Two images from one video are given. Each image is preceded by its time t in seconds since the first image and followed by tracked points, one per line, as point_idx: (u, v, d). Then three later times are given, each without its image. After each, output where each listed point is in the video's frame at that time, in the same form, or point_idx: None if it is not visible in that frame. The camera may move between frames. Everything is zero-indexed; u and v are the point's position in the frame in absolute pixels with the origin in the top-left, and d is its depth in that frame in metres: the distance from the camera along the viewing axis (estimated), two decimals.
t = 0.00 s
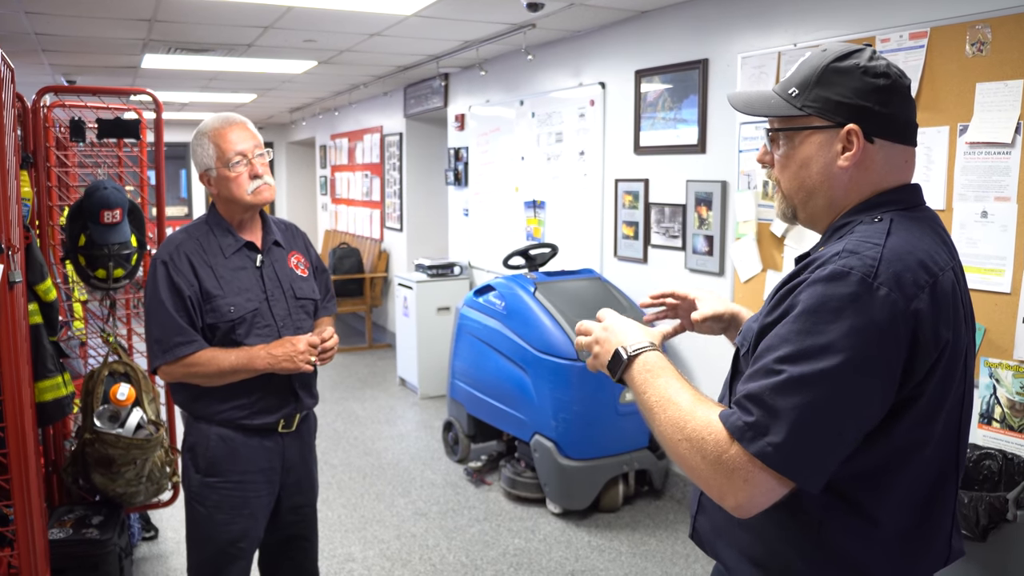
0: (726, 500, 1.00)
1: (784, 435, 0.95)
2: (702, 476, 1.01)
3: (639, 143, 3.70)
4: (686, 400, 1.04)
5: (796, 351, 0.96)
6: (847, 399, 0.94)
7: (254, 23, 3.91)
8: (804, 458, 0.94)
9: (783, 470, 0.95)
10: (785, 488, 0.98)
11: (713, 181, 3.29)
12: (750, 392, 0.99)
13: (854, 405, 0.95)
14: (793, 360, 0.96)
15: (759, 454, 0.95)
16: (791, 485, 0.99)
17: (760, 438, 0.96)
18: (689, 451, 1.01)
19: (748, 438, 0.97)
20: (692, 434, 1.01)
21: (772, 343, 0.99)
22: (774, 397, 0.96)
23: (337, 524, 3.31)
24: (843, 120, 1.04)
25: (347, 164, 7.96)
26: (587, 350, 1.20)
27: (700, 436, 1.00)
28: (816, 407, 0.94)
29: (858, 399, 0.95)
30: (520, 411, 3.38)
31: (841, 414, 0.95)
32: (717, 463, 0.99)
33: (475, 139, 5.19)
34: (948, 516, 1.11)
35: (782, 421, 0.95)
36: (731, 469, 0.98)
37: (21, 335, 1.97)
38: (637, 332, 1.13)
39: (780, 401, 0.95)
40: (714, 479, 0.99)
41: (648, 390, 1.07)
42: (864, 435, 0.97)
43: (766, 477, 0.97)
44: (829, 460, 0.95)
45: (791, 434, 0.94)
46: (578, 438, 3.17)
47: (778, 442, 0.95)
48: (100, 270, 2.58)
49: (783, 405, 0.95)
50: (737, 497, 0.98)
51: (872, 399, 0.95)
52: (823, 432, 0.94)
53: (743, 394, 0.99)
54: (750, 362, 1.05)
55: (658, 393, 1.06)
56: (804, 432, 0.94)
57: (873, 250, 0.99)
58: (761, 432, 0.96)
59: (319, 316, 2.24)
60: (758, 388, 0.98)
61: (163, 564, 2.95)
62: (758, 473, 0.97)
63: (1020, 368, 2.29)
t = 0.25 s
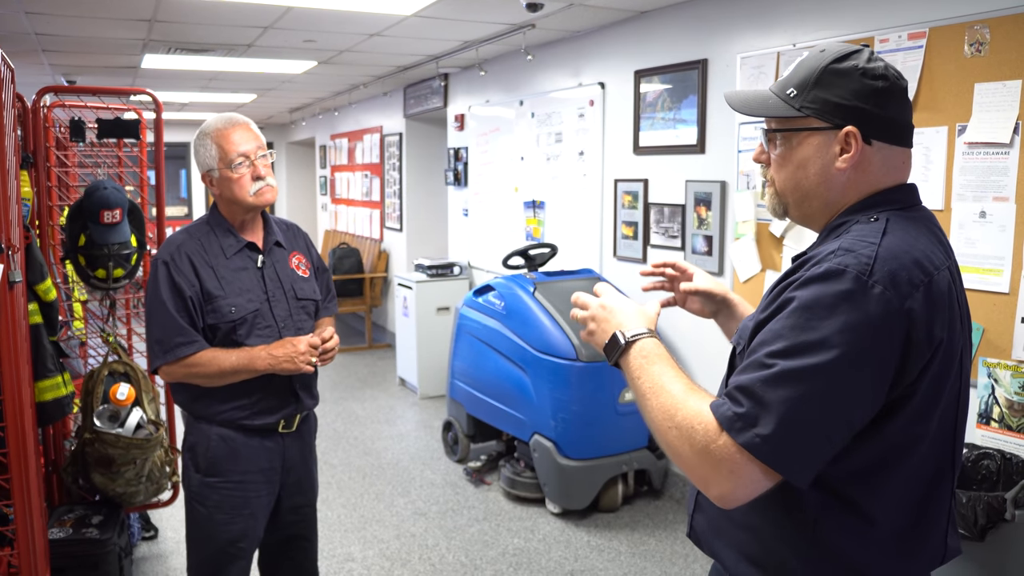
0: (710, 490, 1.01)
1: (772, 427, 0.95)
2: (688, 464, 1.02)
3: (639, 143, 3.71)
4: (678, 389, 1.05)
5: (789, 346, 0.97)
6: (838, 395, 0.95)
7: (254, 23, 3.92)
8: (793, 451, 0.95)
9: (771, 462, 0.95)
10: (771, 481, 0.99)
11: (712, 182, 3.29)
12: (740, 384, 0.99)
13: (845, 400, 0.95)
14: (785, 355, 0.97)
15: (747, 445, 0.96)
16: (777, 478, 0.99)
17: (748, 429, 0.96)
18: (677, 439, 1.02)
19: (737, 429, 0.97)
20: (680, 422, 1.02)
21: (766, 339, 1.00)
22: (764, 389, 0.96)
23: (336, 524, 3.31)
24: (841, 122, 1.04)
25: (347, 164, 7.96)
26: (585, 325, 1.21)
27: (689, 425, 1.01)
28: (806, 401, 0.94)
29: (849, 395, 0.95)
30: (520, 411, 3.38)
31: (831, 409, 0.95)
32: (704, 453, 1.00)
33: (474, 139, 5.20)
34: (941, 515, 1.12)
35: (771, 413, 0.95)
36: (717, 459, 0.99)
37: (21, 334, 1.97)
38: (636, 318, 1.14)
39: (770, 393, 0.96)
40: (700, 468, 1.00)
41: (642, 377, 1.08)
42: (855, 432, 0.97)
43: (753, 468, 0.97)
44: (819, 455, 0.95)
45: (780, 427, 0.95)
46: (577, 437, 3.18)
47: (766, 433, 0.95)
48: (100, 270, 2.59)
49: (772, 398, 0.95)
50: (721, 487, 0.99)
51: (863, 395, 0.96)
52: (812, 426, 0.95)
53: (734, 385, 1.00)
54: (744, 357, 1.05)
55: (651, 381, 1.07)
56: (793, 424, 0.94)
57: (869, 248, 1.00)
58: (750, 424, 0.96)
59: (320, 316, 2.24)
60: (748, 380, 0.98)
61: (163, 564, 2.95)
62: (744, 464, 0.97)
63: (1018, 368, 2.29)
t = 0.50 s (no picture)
0: (686, 474, 1.01)
1: (755, 412, 0.96)
2: (666, 449, 1.03)
3: (638, 143, 3.71)
4: (658, 380, 1.07)
5: (779, 338, 0.98)
6: (826, 388, 0.95)
7: (253, 22, 3.92)
8: (773, 439, 0.95)
9: (751, 449, 0.96)
10: (750, 469, 0.99)
11: (711, 181, 3.29)
12: (728, 371, 1.00)
13: (833, 394, 0.96)
14: (774, 346, 0.98)
15: (728, 430, 0.97)
16: (757, 467, 0.99)
17: (730, 414, 0.97)
18: (655, 424, 1.04)
19: (719, 414, 0.98)
20: (657, 407, 1.04)
21: (759, 331, 1.01)
22: (750, 375, 0.97)
23: (336, 523, 3.31)
24: (836, 123, 1.04)
25: (347, 164, 7.96)
26: (579, 353, 1.25)
27: (666, 410, 1.03)
28: (791, 391, 0.95)
29: (838, 388, 0.96)
30: (520, 410, 3.38)
31: (817, 400, 0.95)
32: (680, 435, 1.01)
33: (474, 139, 5.20)
34: (937, 515, 1.12)
35: (754, 399, 0.96)
36: (693, 441, 1.00)
37: (20, 334, 1.97)
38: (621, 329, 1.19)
39: (754, 379, 0.97)
40: (677, 451, 1.01)
41: (624, 374, 1.11)
42: (845, 427, 0.98)
43: (731, 454, 0.98)
44: (802, 445, 0.96)
45: (761, 413, 0.95)
46: (577, 437, 3.18)
47: (747, 419, 0.96)
48: (100, 270, 2.59)
49: (755, 384, 0.97)
50: (697, 469, 1.00)
51: (852, 389, 0.96)
52: (796, 415, 0.95)
53: (721, 371, 1.01)
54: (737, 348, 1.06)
55: (632, 375, 1.10)
56: (776, 412, 0.95)
57: (869, 247, 1.00)
58: (733, 408, 0.97)
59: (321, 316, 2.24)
60: (735, 367, 0.99)
61: (163, 564, 2.96)
62: (721, 447, 0.98)
63: (1017, 367, 2.30)
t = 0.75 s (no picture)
0: (692, 481, 1.01)
1: (758, 419, 0.96)
2: (670, 457, 1.03)
3: (638, 143, 3.71)
4: (659, 390, 1.07)
5: (779, 342, 0.98)
6: (826, 390, 0.96)
7: (253, 22, 3.92)
8: (778, 444, 0.96)
9: (755, 455, 0.96)
10: (754, 474, 0.99)
11: (711, 181, 3.30)
12: (730, 378, 1.00)
13: (833, 396, 0.96)
14: (774, 350, 0.98)
15: (732, 437, 0.97)
16: (762, 472, 0.99)
17: (733, 421, 0.97)
18: (658, 434, 1.04)
19: (722, 422, 0.98)
20: (660, 417, 1.04)
21: (758, 336, 1.01)
22: (751, 382, 0.97)
23: (336, 523, 3.31)
24: (830, 124, 1.04)
25: (347, 164, 7.96)
26: (575, 367, 1.24)
27: (669, 419, 1.03)
28: (793, 396, 0.95)
29: (839, 391, 0.96)
30: (520, 410, 3.38)
31: (818, 404, 0.96)
32: (684, 443, 1.01)
33: (474, 139, 5.20)
34: (937, 513, 1.12)
35: (757, 405, 0.96)
36: (697, 449, 1.00)
37: (20, 334, 1.97)
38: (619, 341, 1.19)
39: (757, 386, 0.97)
40: (681, 459, 1.01)
41: (623, 384, 1.11)
42: (845, 428, 0.98)
43: (736, 460, 0.98)
44: (805, 449, 0.96)
45: (765, 419, 0.96)
46: (577, 437, 3.18)
47: (751, 425, 0.96)
48: (100, 270, 2.59)
49: (758, 390, 0.97)
50: (702, 476, 1.00)
51: (852, 391, 0.96)
52: (799, 420, 0.95)
53: (723, 378, 1.01)
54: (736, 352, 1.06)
55: (633, 385, 1.10)
56: (778, 418, 0.95)
57: (864, 248, 1.00)
58: (736, 415, 0.97)
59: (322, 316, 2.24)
60: (736, 373, 0.99)
61: (163, 563, 2.96)
62: (725, 454, 0.98)
63: (1017, 367, 2.29)
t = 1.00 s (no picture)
0: (689, 483, 1.01)
1: (754, 420, 0.96)
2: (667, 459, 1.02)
3: (637, 143, 3.71)
4: (655, 391, 1.07)
5: (774, 342, 0.97)
6: (821, 390, 0.95)
7: (252, 22, 3.92)
8: (774, 445, 0.95)
9: (751, 457, 0.96)
10: (750, 477, 0.99)
11: (710, 181, 3.29)
12: (726, 380, 1.00)
13: (828, 396, 0.96)
14: (769, 351, 0.97)
15: (728, 439, 0.97)
16: (758, 473, 0.99)
17: (730, 423, 0.97)
18: (655, 436, 1.04)
19: (719, 424, 0.98)
20: (656, 420, 1.04)
21: (752, 336, 1.01)
22: (747, 383, 0.97)
23: (335, 523, 3.31)
24: (827, 122, 1.04)
25: (346, 164, 7.95)
26: (572, 367, 1.24)
27: (665, 421, 1.03)
28: (789, 396, 0.95)
29: (835, 391, 0.96)
30: (519, 410, 3.38)
31: (814, 404, 0.95)
32: (681, 446, 1.01)
33: (473, 139, 5.19)
34: (932, 513, 1.12)
35: (753, 407, 0.96)
36: (693, 451, 1.00)
37: (18, 333, 1.97)
38: (615, 342, 1.19)
39: (752, 388, 0.97)
40: (678, 462, 1.01)
41: (620, 386, 1.11)
42: (840, 428, 0.97)
43: (732, 462, 0.98)
44: (801, 450, 0.96)
45: (760, 420, 0.95)
46: (576, 437, 3.18)
47: (747, 427, 0.96)
48: (98, 269, 2.58)
49: (754, 392, 0.96)
50: (698, 479, 1.00)
51: (846, 391, 0.96)
52: (795, 421, 0.95)
53: (719, 380, 1.00)
54: (731, 353, 1.06)
55: (629, 387, 1.10)
56: (774, 419, 0.95)
57: (858, 247, 1.00)
58: (732, 417, 0.97)
59: (320, 316, 2.24)
60: (732, 375, 0.99)
61: (161, 563, 2.95)
62: (721, 456, 0.98)
63: (1016, 367, 2.29)
